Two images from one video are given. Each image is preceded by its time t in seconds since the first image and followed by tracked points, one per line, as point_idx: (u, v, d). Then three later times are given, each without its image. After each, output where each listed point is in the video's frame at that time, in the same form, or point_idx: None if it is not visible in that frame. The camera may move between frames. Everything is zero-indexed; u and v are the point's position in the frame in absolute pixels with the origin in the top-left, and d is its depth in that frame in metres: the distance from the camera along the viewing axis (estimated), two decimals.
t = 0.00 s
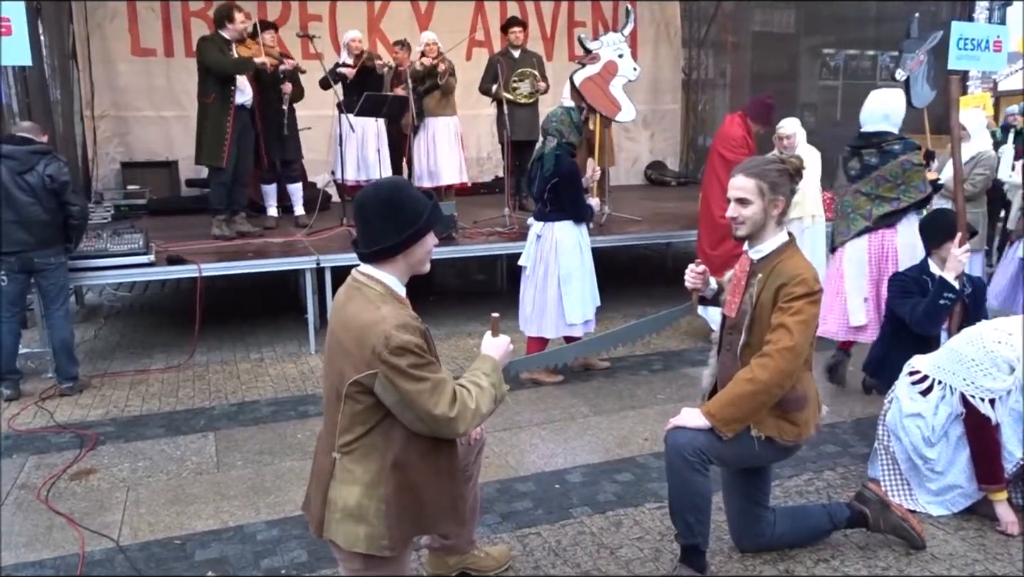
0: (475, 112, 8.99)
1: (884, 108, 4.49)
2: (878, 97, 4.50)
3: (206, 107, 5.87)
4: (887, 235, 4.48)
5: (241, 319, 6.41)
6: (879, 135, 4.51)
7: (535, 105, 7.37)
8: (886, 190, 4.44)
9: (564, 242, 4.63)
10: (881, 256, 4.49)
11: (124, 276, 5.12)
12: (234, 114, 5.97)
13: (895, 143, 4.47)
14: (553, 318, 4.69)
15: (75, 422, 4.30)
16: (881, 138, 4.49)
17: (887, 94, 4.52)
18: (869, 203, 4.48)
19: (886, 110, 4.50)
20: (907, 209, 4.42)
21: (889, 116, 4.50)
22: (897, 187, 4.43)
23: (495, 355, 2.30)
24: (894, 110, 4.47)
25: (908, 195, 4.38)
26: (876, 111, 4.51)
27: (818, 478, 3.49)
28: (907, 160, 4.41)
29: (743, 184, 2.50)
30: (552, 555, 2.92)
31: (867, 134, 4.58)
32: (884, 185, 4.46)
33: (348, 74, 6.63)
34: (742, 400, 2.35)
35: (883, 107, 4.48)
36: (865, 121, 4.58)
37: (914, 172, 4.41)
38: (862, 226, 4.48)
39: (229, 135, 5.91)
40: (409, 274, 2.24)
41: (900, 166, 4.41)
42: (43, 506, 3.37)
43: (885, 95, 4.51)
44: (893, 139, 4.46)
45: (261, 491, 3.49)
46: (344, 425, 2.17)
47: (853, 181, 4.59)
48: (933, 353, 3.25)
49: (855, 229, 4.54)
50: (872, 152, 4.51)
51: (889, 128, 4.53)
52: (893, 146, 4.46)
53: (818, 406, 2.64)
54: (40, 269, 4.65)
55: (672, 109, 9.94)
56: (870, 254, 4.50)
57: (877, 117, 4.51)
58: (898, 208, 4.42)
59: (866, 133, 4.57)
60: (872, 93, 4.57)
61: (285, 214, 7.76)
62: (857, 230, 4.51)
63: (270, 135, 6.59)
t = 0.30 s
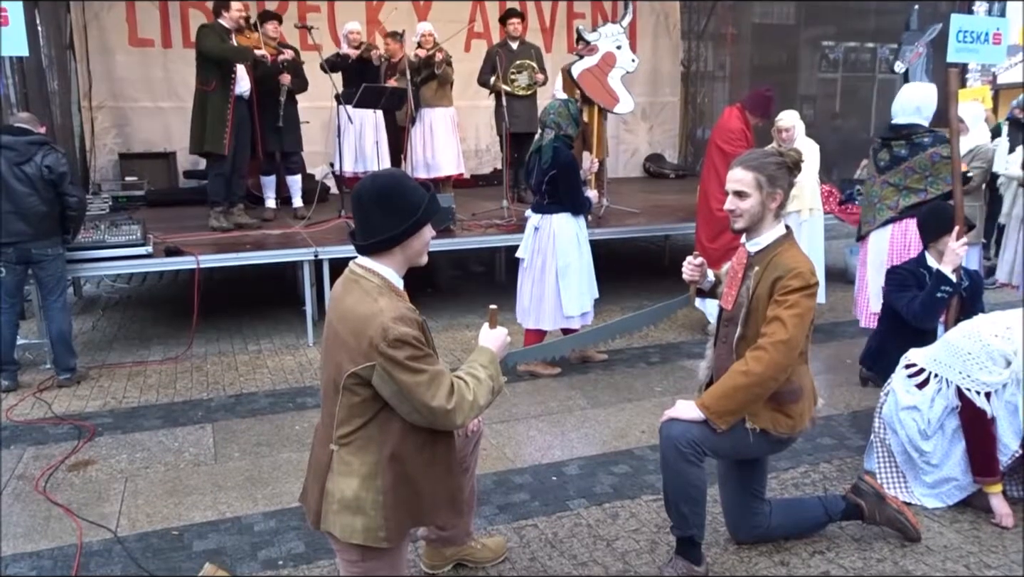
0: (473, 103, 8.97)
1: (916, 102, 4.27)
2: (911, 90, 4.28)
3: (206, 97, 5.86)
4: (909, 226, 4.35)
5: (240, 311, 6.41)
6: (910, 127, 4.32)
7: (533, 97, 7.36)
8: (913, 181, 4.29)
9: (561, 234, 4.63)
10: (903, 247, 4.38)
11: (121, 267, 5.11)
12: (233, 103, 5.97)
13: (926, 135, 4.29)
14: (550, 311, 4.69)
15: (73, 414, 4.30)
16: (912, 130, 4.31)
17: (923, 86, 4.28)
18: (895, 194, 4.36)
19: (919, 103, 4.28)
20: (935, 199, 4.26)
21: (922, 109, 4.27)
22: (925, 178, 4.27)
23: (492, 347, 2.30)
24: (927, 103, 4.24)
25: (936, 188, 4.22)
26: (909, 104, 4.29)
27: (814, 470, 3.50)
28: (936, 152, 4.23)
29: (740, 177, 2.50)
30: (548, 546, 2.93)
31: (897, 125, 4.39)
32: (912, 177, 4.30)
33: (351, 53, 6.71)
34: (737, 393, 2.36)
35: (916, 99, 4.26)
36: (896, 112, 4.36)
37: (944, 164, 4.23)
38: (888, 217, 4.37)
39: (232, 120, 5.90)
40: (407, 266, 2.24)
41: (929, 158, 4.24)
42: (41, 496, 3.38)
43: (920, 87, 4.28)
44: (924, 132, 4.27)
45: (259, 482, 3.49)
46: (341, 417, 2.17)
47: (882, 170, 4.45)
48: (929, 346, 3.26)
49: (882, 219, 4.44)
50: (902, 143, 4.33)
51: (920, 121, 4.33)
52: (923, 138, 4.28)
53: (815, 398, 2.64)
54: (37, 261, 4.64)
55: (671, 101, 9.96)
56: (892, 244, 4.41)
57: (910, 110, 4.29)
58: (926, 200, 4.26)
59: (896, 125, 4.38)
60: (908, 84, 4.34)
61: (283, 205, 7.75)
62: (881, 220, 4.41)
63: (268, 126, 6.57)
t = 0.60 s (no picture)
0: (470, 101, 8.97)
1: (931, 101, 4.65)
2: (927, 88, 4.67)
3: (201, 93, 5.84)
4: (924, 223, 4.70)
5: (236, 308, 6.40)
6: (927, 124, 4.70)
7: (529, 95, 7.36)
8: (930, 176, 4.68)
9: (557, 232, 4.63)
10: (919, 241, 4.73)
11: (117, 264, 5.11)
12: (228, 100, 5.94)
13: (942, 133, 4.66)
14: (546, 308, 4.69)
15: (68, 411, 4.30)
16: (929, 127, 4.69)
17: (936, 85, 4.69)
18: (914, 188, 4.74)
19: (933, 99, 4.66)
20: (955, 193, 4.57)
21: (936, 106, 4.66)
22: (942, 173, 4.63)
23: (487, 345, 2.31)
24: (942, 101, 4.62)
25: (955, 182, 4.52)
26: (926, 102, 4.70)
27: (809, 468, 3.51)
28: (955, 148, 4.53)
29: (735, 175, 2.51)
30: (543, 544, 2.93)
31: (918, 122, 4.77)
32: (930, 172, 4.68)
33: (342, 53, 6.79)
34: (731, 390, 2.36)
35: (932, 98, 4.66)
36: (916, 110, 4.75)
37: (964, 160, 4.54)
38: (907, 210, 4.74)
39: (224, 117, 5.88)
40: (403, 263, 2.24)
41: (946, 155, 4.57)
42: (36, 494, 3.38)
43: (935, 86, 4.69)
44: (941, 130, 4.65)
45: (254, 480, 3.49)
46: (337, 414, 2.18)
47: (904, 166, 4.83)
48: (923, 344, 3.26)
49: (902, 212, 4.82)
50: (920, 140, 4.71)
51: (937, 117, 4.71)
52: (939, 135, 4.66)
53: (809, 395, 2.65)
54: (33, 257, 4.63)
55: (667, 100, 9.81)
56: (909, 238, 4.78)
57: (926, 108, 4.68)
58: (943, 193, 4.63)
59: (917, 122, 4.76)
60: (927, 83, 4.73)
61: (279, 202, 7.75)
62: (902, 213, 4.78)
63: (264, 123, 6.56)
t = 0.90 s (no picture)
0: (464, 100, 8.98)
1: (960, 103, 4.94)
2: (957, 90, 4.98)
3: (192, 93, 5.83)
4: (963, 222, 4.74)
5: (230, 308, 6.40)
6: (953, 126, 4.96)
7: (523, 94, 7.36)
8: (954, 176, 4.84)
9: (550, 231, 4.64)
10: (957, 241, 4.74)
11: (110, 264, 5.10)
12: (220, 101, 5.92)
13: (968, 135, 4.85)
14: (540, 307, 4.70)
15: (62, 411, 4.29)
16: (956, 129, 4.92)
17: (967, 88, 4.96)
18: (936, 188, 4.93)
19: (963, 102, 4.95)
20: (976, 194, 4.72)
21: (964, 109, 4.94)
22: (966, 174, 4.77)
23: (481, 344, 2.31)
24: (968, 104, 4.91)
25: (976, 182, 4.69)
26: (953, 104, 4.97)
27: (801, 466, 3.53)
28: (977, 150, 4.73)
29: (726, 175, 2.51)
30: (537, 542, 2.94)
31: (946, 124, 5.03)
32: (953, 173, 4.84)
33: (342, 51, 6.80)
34: (723, 389, 2.37)
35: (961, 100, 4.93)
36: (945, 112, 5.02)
37: (983, 162, 4.71)
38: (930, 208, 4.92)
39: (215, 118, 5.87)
40: (396, 263, 2.24)
41: (970, 156, 4.74)
42: (29, 494, 3.37)
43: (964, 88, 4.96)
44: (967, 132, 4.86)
45: (247, 479, 3.49)
46: (331, 414, 2.18)
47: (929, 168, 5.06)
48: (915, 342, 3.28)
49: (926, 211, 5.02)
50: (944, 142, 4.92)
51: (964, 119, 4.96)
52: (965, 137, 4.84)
53: (801, 394, 2.67)
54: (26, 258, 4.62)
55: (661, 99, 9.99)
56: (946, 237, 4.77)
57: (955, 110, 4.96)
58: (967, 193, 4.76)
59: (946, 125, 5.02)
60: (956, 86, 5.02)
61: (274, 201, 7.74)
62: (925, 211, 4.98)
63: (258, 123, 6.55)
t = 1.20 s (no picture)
0: (459, 102, 8.99)
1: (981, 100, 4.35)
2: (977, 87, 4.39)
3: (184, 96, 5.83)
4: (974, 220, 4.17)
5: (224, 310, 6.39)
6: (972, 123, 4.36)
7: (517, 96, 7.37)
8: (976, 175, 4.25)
9: (544, 233, 4.65)
10: (971, 240, 4.20)
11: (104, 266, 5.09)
12: (212, 102, 5.92)
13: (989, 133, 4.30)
14: (534, 309, 4.71)
15: (55, 413, 4.29)
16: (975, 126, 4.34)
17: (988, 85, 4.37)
18: (959, 186, 4.31)
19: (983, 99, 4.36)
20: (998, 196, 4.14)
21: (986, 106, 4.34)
22: (987, 173, 4.21)
23: (476, 346, 2.31)
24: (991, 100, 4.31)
25: (993, 183, 4.16)
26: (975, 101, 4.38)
27: (795, 467, 3.54)
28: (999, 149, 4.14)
29: (718, 177, 2.52)
30: (531, 543, 2.95)
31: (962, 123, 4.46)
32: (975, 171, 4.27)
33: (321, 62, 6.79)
34: (717, 390, 2.38)
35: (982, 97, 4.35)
36: (964, 109, 4.44)
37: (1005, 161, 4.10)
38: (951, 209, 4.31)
39: (206, 121, 5.86)
40: (391, 264, 2.25)
41: (992, 155, 4.17)
42: (22, 497, 3.37)
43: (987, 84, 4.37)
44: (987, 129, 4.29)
45: (241, 482, 3.49)
46: (326, 416, 2.18)
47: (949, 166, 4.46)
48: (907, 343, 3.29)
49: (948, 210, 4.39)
50: (966, 140, 4.37)
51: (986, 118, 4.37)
52: (986, 136, 4.30)
53: (794, 395, 2.68)
54: (19, 260, 4.61)
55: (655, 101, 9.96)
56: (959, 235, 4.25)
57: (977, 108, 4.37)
58: (988, 194, 4.18)
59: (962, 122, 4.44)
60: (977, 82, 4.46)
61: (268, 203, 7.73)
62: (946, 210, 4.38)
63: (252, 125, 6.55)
